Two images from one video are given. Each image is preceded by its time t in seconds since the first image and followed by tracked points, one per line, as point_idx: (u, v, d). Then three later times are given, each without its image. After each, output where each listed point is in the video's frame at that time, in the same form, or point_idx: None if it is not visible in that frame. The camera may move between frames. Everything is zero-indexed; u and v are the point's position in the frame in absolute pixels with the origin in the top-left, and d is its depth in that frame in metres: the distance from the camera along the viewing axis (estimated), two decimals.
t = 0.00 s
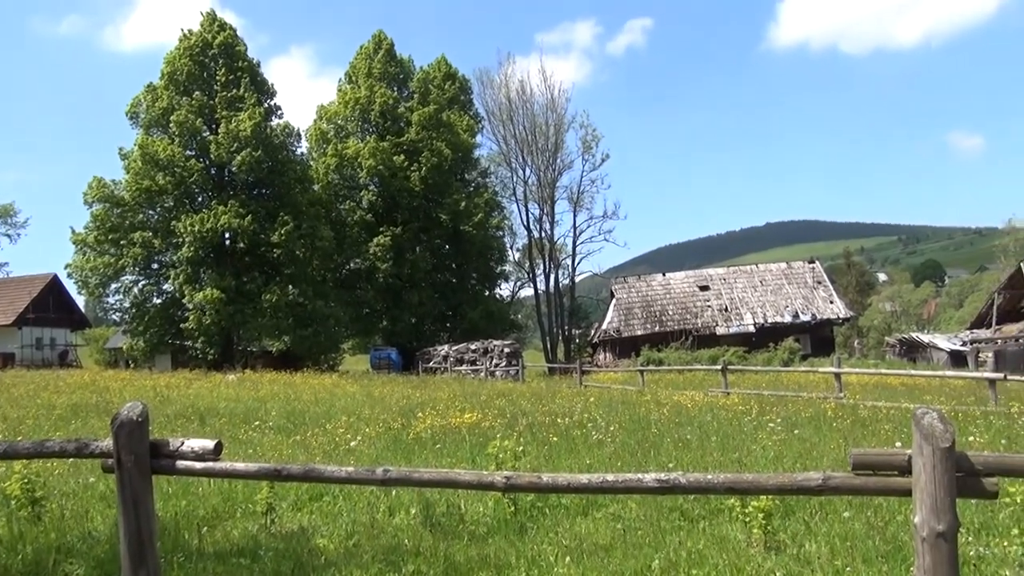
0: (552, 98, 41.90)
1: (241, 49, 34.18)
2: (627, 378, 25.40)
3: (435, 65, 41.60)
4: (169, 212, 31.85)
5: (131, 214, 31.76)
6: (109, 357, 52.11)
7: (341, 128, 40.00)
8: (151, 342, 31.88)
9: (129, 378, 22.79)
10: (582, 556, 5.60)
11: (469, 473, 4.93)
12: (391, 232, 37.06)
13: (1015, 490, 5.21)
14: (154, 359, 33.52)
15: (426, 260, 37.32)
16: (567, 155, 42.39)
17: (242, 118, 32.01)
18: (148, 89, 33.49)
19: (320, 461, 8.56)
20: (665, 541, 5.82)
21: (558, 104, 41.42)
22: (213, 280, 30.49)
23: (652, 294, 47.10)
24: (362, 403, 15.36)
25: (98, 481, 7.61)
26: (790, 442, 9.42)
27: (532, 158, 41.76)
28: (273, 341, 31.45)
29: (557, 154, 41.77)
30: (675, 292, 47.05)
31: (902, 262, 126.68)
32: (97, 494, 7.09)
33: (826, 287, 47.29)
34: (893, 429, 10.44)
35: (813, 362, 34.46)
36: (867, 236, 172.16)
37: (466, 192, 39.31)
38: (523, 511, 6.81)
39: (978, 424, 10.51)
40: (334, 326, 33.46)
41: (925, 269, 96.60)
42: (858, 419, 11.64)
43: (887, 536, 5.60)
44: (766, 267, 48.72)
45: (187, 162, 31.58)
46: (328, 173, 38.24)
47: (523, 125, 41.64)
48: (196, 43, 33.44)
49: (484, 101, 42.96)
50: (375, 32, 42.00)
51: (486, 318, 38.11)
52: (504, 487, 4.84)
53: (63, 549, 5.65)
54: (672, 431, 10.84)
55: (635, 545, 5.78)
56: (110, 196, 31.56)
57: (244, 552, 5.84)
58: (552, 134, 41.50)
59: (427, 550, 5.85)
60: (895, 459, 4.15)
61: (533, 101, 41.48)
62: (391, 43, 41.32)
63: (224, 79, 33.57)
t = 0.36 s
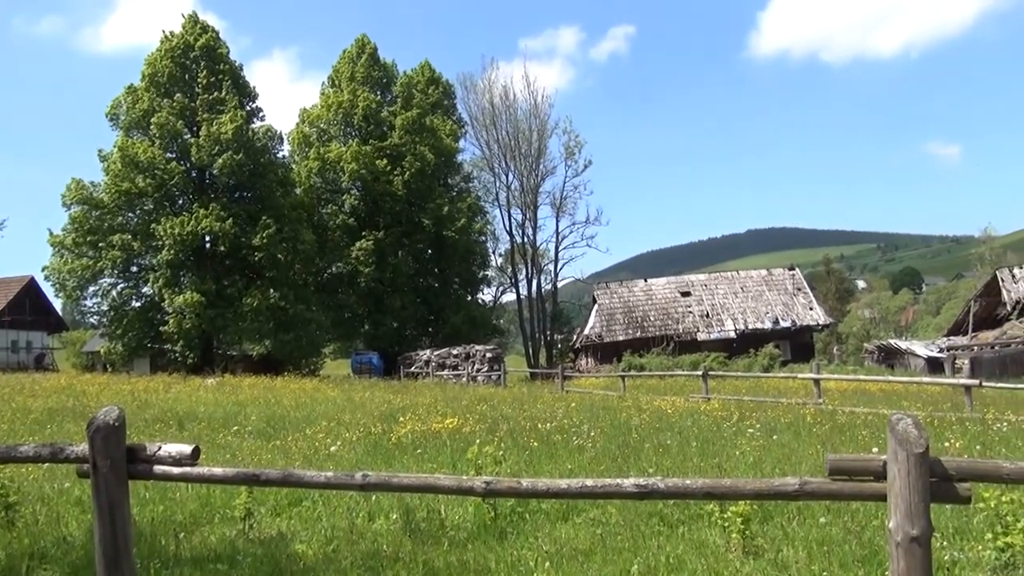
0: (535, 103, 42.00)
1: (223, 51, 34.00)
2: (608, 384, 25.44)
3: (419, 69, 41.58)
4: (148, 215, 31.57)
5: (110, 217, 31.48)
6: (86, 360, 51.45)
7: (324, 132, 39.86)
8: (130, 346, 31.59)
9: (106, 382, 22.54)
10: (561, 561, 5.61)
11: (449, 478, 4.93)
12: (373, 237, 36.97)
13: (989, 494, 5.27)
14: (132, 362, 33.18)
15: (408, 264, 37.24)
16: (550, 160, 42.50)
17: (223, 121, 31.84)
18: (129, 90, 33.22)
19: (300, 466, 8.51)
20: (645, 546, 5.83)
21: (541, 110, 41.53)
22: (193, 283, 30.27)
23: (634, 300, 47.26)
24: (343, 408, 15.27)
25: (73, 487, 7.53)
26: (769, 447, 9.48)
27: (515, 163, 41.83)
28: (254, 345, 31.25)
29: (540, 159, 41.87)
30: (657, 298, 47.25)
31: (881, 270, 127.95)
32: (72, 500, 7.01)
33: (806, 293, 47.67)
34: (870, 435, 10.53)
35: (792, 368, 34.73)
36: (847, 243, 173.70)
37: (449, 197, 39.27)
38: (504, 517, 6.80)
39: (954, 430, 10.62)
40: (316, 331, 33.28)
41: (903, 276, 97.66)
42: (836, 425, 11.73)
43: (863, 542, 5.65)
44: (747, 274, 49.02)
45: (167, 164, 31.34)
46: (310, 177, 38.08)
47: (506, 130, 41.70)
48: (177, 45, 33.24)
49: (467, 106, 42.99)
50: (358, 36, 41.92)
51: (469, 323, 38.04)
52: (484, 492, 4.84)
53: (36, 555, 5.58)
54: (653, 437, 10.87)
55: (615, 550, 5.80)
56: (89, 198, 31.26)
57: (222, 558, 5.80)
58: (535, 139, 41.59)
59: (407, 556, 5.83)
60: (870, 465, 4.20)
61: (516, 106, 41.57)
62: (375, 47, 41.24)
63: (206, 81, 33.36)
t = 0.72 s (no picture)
0: (519, 108, 42.08)
1: (205, 52, 33.79)
2: (591, 388, 25.48)
3: (403, 73, 41.54)
4: (128, 216, 31.28)
5: (89, 218, 31.21)
6: (64, 363, 50.87)
7: (307, 135, 39.73)
8: (109, 349, 31.29)
9: (84, 385, 22.30)
10: (542, 565, 5.61)
11: (429, 481, 4.94)
12: (355, 240, 36.84)
13: (965, 498, 5.33)
14: (111, 365, 32.85)
15: (390, 268, 37.15)
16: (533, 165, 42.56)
17: (205, 122, 31.65)
18: (109, 90, 32.95)
19: (279, 470, 8.47)
20: (626, 550, 5.84)
21: (524, 114, 41.60)
22: (173, 286, 30.03)
23: (616, 304, 47.41)
24: (324, 411, 15.19)
25: (49, 490, 7.44)
26: (750, 452, 9.53)
27: (498, 167, 41.87)
28: (234, 348, 31.04)
29: (523, 164, 41.92)
30: (639, 303, 47.43)
31: (861, 276, 129.14)
32: (48, 504, 6.93)
33: (787, 299, 48.00)
34: (849, 439, 10.62)
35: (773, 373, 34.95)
36: (827, 249, 175.23)
37: (432, 201, 39.22)
38: (484, 520, 6.79)
39: (931, 435, 10.71)
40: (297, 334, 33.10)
41: (883, 282, 98.69)
42: (816, 429, 11.82)
43: (841, 545, 5.70)
44: (728, 279, 49.33)
45: (148, 166, 31.09)
46: (293, 180, 37.91)
47: (490, 134, 41.73)
48: (159, 46, 33.00)
49: (451, 110, 42.99)
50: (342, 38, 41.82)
51: (451, 327, 37.96)
52: (464, 495, 4.85)
53: (11, 561, 5.51)
54: (634, 441, 10.90)
55: (595, 554, 5.81)
56: (68, 199, 30.96)
57: (199, 562, 5.75)
58: (518, 144, 41.65)
59: (386, 560, 5.82)
60: (847, 469, 4.23)
61: (500, 111, 41.60)
62: (358, 50, 41.15)
63: (188, 82, 33.14)
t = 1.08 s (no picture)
0: (502, 111, 42.11)
1: (186, 53, 33.55)
2: (573, 391, 25.50)
3: (386, 75, 41.44)
4: (107, 217, 30.97)
5: (67, 219, 30.87)
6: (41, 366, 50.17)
7: (289, 136, 39.54)
8: (86, 351, 30.94)
9: (61, 388, 22.05)
10: (523, 568, 5.59)
11: (410, 485, 4.94)
12: (337, 242, 36.68)
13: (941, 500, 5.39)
14: (89, 368, 32.48)
15: (372, 270, 37.02)
16: (516, 168, 42.59)
17: (186, 123, 31.40)
18: (88, 90, 32.62)
19: (259, 473, 8.41)
20: (606, 553, 5.85)
21: (507, 117, 41.63)
22: (153, 287, 29.75)
23: (598, 307, 47.54)
24: (305, 414, 15.08)
25: (24, 495, 7.34)
26: (730, 454, 9.59)
27: (481, 170, 41.86)
28: (215, 351, 30.80)
29: (506, 167, 41.94)
30: (621, 306, 47.57)
31: (840, 280, 130.16)
32: (23, 509, 6.84)
33: (767, 302, 48.32)
34: (829, 442, 10.69)
35: (754, 376, 35.16)
36: (807, 254, 176.58)
37: (415, 203, 39.14)
38: (465, 524, 6.78)
39: (908, 437, 10.81)
40: (278, 336, 32.90)
41: (862, 286, 99.62)
42: (796, 432, 11.89)
43: (819, 546, 5.73)
44: (710, 283, 49.59)
45: (128, 166, 30.79)
46: (275, 181, 37.69)
47: (473, 136, 41.72)
48: (139, 46, 32.71)
49: (434, 112, 42.95)
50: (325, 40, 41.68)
51: (433, 329, 37.87)
52: (444, 498, 4.85)
53: None
54: (615, 443, 10.92)
55: (576, 557, 5.81)
56: (45, 199, 30.61)
57: (176, 567, 5.68)
58: (501, 147, 41.67)
59: (366, 563, 5.79)
60: (825, 471, 4.26)
61: (483, 114, 41.60)
62: (341, 52, 41.02)
63: (168, 82, 32.86)
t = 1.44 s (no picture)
0: (486, 112, 42.09)
1: (167, 50, 33.27)
2: (555, 392, 25.51)
3: (369, 75, 41.31)
4: (86, 215, 30.64)
5: (45, 217, 30.53)
6: (17, 366, 49.53)
7: (271, 135, 39.33)
8: (63, 351, 30.59)
9: (39, 387, 21.80)
10: (502, 569, 5.59)
11: (389, 486, 4.93)
12: (319, 241, 36.49)
13: (917, 502, 5.44)
14: (66, 368, 32.12)
15: (354, 270, 36.87)
16: (499, 169, 42.58)
17: (166, 120, 31.12)
18: (67, 87, 32.29)
19: (238, 474, 8.35)
20: (586, 554, 5.85)
21: (491, 118, 41.61)
22: (132, 286, 29.46)
23: (581, 309, 47.64)
24: (285, 415, 14.98)
25: None
26: (710, 456, 9.63)
27: (464, 171, 41.82)
28: (194, 351, 30.56)
29: (489, 168, 41.92)
30: (603, 308, 47.70)
31: (821, 283, 131.24)
32: None
33: (748, 305, 48.60)
34: (807, 443, 10.78)
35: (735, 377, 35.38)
36: (787, 257, 177.96)
37: (398, 204, 39.01)
38: (445, 524, 6.75)
39: (886, 439, 10.92)
40: (259, 336, 32.67)
41: (842, 289, 100.54)
42: (775, 434, 11.97)
43: (797, 547, 5.76)
44: (691, 285, 49.81)
45: (107, 164, 30.47)
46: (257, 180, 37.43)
47: (456, 137, 41.68)
48: (120, 42, 32.41)
49: (417, 112, 42.86)
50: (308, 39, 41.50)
51: (416, 330, 37.77)
52: (423, 499, 4.84)
53: None
54: (596, 445, 10.95)
55: (556, 558, 5.81)
56: (23, 197, 30.27)
57: (153, 569, 5.63)
58: (484, 147, 41.65)
59: (345, 565, 5.76)
60: (803, 472, 4.29)
61: (467, 114, 41.55)
62: (324, 51, 40.85)
63: (149, 80, 32.57)
